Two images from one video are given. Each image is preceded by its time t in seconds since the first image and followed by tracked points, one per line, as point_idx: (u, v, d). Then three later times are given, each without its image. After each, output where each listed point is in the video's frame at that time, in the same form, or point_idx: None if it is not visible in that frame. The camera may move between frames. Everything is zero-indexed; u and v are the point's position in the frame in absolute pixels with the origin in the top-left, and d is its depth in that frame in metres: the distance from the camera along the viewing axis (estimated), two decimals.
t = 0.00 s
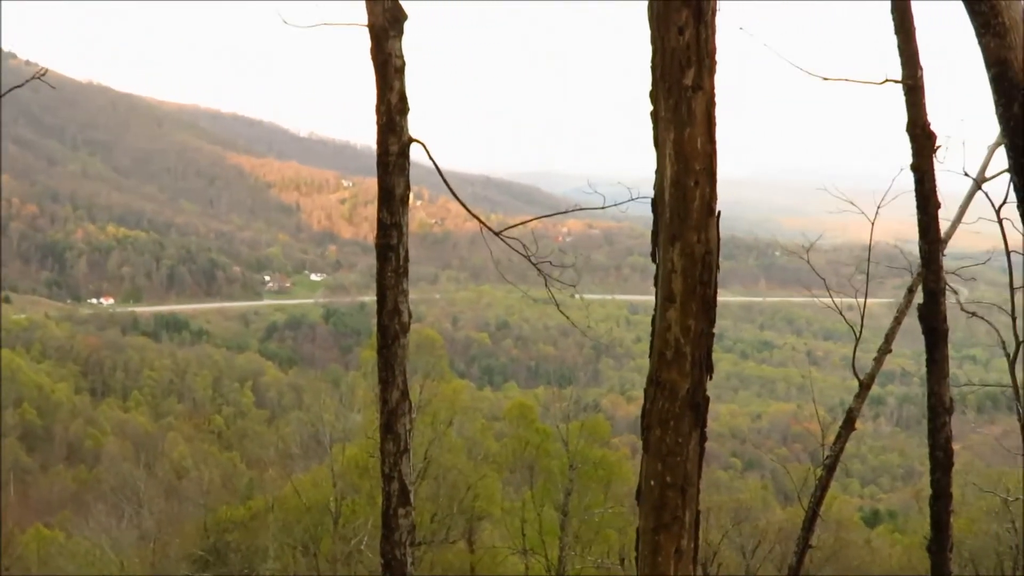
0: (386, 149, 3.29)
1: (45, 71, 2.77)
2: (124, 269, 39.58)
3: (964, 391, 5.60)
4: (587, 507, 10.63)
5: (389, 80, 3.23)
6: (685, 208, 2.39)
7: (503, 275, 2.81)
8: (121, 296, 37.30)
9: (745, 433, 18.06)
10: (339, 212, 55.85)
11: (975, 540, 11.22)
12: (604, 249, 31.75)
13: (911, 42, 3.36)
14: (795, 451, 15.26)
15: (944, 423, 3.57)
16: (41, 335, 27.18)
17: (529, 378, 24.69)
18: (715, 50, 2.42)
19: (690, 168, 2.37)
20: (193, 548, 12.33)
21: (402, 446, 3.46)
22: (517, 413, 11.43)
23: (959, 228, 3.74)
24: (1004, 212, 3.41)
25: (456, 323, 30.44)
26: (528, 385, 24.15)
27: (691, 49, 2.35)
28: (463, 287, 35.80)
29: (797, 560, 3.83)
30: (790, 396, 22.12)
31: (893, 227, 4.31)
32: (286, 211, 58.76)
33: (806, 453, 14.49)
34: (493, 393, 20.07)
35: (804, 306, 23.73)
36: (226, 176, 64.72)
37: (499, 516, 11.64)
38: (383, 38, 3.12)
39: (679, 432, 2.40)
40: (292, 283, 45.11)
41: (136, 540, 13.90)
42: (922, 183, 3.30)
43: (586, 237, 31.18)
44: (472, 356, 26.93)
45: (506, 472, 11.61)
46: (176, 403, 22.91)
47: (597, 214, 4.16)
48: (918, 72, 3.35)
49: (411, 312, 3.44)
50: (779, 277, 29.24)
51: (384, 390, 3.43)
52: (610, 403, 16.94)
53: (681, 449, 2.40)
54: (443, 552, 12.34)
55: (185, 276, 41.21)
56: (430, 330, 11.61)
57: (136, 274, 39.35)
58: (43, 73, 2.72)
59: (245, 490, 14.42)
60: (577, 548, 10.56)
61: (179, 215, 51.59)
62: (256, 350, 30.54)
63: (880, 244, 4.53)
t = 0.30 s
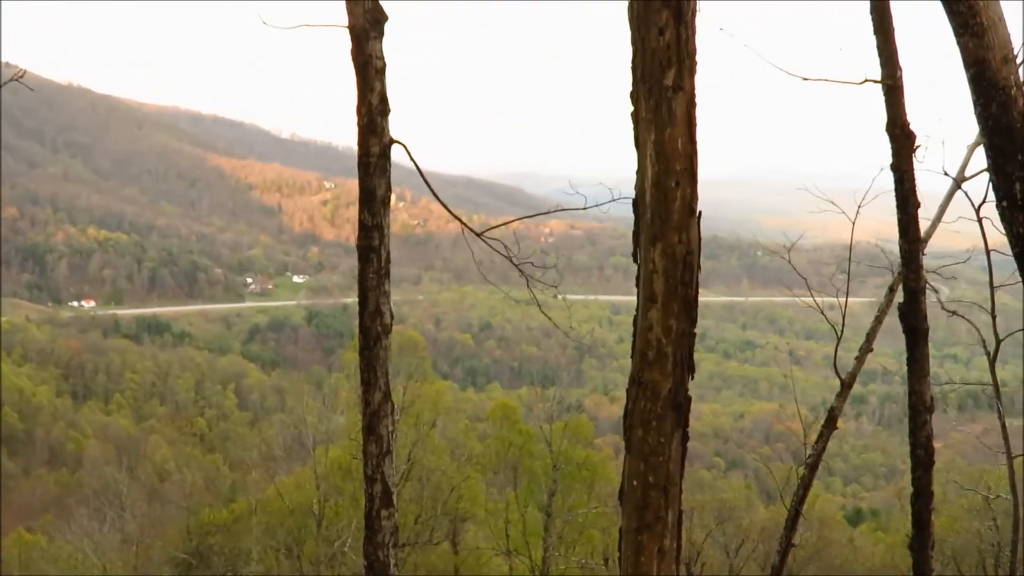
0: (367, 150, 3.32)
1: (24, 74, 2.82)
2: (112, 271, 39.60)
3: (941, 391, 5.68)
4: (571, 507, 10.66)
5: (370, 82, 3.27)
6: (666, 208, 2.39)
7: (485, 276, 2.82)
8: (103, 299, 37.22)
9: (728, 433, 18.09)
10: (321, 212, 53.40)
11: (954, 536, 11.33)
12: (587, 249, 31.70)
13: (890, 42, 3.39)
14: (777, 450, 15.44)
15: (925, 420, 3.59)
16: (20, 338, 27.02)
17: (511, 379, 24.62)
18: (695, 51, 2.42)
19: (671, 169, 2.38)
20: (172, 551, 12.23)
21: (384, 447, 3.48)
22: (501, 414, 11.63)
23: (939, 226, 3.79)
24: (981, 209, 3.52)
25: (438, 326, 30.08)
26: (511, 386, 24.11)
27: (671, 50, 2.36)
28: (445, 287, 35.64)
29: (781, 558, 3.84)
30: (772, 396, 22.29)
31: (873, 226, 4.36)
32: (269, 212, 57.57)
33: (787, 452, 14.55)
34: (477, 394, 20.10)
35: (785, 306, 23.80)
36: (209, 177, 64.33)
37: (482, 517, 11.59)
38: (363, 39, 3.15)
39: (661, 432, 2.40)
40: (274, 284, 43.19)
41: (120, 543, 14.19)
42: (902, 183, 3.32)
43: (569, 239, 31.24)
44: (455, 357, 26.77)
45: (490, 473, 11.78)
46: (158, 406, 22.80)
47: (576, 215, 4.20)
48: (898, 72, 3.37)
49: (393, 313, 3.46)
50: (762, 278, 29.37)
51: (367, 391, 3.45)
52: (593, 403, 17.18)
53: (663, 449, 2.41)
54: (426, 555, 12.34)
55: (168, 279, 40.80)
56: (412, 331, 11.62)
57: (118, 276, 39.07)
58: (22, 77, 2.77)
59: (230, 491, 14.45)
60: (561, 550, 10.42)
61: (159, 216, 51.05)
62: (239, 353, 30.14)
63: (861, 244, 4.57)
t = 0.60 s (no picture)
0: (350, 151, 3.33)
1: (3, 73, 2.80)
2: (88, 277, 37.80)
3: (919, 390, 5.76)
4: (555, 508, 10.96)
5: (352, 82, 3.28)
6: (648, 208, 2.40)
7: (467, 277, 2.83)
8: (85, 300, 36.10)
9: (711, 433, 18.04)
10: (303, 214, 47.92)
11: (938, 535, 11.47)
12: (571, 250, 31.76)
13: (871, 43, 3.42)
14: (761, 451, 15.58)
15: (906, 420, 3.62)
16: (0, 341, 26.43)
17: (496, 380, 24.57)
18: (676, 52, 2.43)
19: (653, 170, 2.39)
20: (157, 553, 12.40)
21: (368, 449, 3.50)
22: (485, 416, 11.72)
23: (920, 227, 3.83)
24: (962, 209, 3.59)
25: (422, 326, 29.49)
26: (495, 386, 24.06)
27: (652, 52, 2.37)
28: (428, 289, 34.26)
29: (764, 557, 3.86)
30: (756, 396, 22.46)
31: (854, 227, 4.41)
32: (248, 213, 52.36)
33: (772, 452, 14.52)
34: (462, 395, 20.08)
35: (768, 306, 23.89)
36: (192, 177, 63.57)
37: (466, 518, 12.04)
38: (343, 40, 3.16)
39: (645, 432, 2.41)
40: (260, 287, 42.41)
41: (102, 548, 14.02)
42: (885, 183, 3.35)
43: (554, 240, 31.12)
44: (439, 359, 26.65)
45: (475, 474, 11.98)
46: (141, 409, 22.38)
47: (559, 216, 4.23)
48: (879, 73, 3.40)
49: (376, 315, 3.49)
50: (745, 278, 29.60)
51: (350, 393, 3.47)
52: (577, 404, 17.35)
53: (647, 449, 2.42)
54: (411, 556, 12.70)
55: (151, 281, 40.02)
56: (397, 333, 11.54)
57: (100, 277, 38.32)
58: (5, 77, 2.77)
59: (212, 495, 14.67)
60: (545, 549, 10.68)
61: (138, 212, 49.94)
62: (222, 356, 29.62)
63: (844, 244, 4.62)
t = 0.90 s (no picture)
0: (333, 153, 3.35)
1: None
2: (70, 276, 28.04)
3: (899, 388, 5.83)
4: (541, 509, 11.12)
5: (335, 84, 3.30)
6: (632, 209, 2.40)
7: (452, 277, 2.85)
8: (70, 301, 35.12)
9: (696, 433, 18.08)
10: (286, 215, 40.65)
11: (922, 535, 11.60)
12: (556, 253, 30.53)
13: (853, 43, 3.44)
14: (745, 450, 15.84)
15: (890, 419, 3.64)
16: None
17: (481, 382, 24.53)
18: (659, 53, 2.44)
19: (637, 170, 2.39)
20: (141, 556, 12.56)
21: (353, 451, 3.50)
22: (470, 417, 12.07)
23: (903, 227, 3.88)
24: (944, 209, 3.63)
25: (408, 327, 29.47)
26: (481, 387, 24.10)
27: (636, 53, 2.37)
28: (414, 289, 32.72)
29: (749, 556, 3.88)
30: (740, 396, 22.60)
31: (838, 227, 4.46)
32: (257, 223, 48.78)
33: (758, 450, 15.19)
34: (447, 396, 20.07)
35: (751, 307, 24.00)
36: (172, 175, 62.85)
37: (452, 520, 12.05)
38: (327, 42, 3.17)
39: (629, 433, 2.41)
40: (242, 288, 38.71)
41: (86, 551, 14.49)
42: (867, 183, 3.37)
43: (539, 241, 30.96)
44: (424, 360, 26.77)
45: (460, 476, 12.26)
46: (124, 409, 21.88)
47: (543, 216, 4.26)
48: (861, 74, 3.43)
49: (360, 317, 3.49)
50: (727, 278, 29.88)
51: (334, 395, 3.47)
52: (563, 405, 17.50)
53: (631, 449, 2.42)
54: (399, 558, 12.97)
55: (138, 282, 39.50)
56: (382, 334, 11.68)
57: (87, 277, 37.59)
58: None
59: (197, 497, 15.11)
60: (532, 550, 10.65)
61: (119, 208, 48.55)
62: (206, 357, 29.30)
63: (826, 244, 4.67)
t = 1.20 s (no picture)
0: (321, 154, 3.36)
1: None
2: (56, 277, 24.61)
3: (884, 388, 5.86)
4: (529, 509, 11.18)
5: (322, 85, 3.31)
6: (619, 210, 2.40)
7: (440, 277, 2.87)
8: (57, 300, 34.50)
9: (684, 433, 18.06)
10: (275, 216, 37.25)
11: (910, 534, 11.64)
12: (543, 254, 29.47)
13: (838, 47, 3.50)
14: (734, 450, 15.92)
15: (877, 419, 3.66)
16: None
17: (469, 383, 24.52)
18: (646, 54, 2.44)
19: (624, 171, 2.39)
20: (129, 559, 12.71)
21: (341, 452, 3.51)
22: (459, 418, 12.08)
23: (891, 227, 3.94)
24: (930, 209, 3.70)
25: (396, 329, 29.11)
26: (470, 389, 24.08)
27: (623, 54, 2.37)
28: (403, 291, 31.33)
29: (736, 556, 3.92)
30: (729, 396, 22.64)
31: (824, 227, 4.52)
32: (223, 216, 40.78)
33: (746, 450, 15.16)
34: (435, 397, 20.00)
35: (739, 308, 24.01)
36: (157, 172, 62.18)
37: (440, 521, 12.16)
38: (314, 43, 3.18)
39: (617, 433, 2.41)
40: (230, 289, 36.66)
41: (73, 553, 14.85)
42: (854, 183, 3.40)
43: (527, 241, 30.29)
44: (413, 361, 26.73)
45: (449, 477, 12.32)
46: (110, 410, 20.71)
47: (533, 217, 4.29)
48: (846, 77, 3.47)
49: (348, 318, 3.50)
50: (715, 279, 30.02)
51: (322, 396, 3.47)
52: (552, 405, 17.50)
53: (619, 450, 2.42)
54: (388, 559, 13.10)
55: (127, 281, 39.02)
56: (370, 335, 11.69)
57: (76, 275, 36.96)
58: None
59: (184, 499, 15.34)
60: (521, 551, 10.78)
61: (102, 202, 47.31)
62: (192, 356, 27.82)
63: (813, 245, 4.70)
